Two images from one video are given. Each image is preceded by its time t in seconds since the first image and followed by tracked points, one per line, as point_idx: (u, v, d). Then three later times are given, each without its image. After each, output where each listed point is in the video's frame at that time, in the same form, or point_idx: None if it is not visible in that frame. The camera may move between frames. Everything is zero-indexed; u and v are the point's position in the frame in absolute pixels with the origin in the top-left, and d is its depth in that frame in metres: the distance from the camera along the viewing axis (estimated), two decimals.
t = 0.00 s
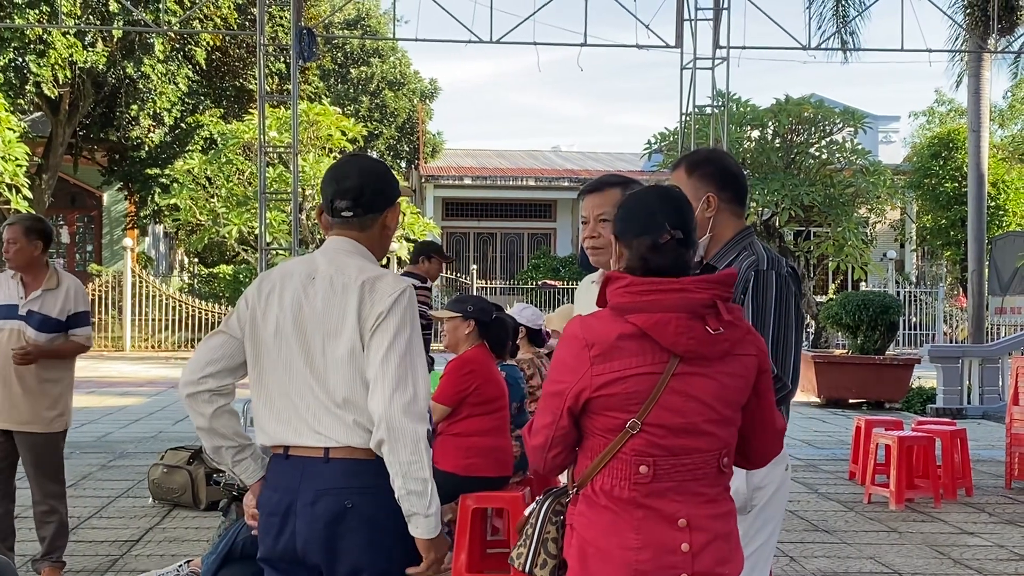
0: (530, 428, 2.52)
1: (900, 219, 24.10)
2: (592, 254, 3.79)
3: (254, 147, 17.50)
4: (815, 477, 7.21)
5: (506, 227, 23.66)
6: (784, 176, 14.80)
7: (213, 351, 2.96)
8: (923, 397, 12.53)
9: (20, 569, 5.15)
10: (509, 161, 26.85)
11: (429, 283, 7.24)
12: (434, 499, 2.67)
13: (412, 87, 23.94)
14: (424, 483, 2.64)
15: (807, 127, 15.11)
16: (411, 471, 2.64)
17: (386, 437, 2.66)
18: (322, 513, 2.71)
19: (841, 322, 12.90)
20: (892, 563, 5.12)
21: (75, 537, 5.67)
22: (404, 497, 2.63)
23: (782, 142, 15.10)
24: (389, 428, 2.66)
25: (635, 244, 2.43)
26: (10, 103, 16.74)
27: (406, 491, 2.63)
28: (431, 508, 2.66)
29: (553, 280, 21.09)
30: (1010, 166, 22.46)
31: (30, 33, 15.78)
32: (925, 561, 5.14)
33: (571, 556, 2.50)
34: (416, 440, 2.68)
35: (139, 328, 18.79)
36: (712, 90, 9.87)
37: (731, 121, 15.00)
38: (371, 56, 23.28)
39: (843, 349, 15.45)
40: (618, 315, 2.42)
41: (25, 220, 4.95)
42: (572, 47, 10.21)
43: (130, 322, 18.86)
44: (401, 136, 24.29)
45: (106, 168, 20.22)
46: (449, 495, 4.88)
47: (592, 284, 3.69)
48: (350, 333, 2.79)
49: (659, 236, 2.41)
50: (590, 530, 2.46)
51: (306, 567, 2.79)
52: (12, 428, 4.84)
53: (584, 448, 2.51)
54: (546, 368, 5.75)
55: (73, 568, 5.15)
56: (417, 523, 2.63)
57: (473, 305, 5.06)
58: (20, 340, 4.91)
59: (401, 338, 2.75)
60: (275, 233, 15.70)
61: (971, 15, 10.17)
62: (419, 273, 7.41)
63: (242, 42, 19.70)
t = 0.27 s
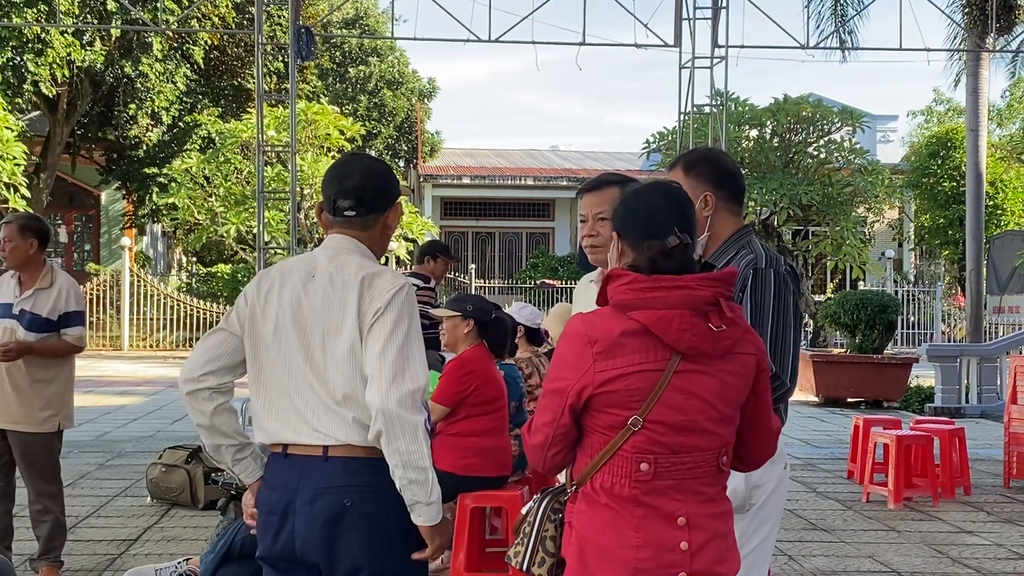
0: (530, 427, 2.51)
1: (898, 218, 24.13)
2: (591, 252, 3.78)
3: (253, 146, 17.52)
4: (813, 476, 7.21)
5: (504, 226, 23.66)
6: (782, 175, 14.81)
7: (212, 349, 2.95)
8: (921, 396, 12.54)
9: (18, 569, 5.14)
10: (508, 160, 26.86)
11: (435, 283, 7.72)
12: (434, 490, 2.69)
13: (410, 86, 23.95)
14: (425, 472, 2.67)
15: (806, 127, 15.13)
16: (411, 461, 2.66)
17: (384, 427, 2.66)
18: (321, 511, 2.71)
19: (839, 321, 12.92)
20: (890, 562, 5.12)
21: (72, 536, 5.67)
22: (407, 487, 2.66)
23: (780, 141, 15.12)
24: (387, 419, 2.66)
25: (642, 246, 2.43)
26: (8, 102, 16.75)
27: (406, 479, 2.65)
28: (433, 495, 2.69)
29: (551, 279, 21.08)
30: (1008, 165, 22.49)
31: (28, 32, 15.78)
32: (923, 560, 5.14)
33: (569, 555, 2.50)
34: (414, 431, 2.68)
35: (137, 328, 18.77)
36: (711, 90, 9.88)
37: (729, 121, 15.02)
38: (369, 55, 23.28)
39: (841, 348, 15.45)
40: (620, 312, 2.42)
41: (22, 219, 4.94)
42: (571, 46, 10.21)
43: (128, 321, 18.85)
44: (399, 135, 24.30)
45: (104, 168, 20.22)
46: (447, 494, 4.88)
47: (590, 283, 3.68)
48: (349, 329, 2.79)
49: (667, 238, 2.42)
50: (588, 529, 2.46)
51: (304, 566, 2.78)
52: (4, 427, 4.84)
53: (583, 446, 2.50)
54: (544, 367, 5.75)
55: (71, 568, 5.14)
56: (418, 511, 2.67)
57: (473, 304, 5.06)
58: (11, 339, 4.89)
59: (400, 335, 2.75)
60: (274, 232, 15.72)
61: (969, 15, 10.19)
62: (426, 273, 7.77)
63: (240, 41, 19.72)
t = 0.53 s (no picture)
0: (526, 427, 2.50)
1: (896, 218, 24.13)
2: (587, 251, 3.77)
3: (251, 145, 17.52)
4: (811, 476, 7.21)
5: (503, 225, 23.64)
6: (781, 175, 14.80)
7: (211, 351, 2.95)
8: (918, 396, 12.55)
9: (15, 568, 5.14)
10: (506, 160, 26.85)
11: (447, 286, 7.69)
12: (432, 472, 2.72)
13: (408, 85, 23.95)
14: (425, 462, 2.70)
15: (804, 126, 15.12)
16: (409, 453, 2.68)
17: (381, 422, 2.66)
18: (318, 511, 2.71)
19: (837, 321, 12.93)
20: (888, 562, 5.13)
21: (69, 535, 5.66)
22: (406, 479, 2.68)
23: (778, 141, 15.12)
24: (385, 417, 2.66)
25: (642, 247, 2.43)
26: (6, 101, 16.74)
27: (407, 471, 2.67)
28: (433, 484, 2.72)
29: (549, 279, 21.07)
30: (1007, 164, 22.49)
31: (26, 31, 15.75)
32: (921, 560, 5.14)
33: (561, 556, 2.49)
34: (411, 428, 2.68)
35: (135, 327, 18.76)
36: (709, 89, 9.87)
37: (727, 120, 15.02)
38: (368, 55, 23.27)
39: (839, 348, 15.45)
40: (619, 312, 2.42)
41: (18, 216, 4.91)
42: (569, 45, 10.20)
43: (126, 320, 18.84)
44: (397, 134, 24.29)
45: (103, 167, 20.19)
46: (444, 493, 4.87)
47: (587, 283, 3.66)
48: (347, 326, 2.79)
49: (667, 240, 2.42)
50: (582, 529, 2.45)
51: (300, 566, 2.78)
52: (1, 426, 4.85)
53: (578, 446, 2.50)
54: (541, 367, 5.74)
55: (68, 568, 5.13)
56: (419, 499, 2.70)
57: (471, 303, 5.04)
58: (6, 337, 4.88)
59: (398, 333, 2.75)
60: (272, 231, 15.73)
61: (967, 14, 10.12)
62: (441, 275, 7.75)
63: (238, 40, 19.73)
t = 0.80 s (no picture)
0: (516, 428, 2.50)
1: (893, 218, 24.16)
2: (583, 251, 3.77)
3: (248, 144, 17.51)
4: (808, 475, 7.22)
5: (501, 224, 23.64)
6: (778, 175, 14.80)
7: (209, 351, 2.95)
8: (916, 395, 12.55)
9: (12, 567, 5.13)
10: (504, 159, 26.86)
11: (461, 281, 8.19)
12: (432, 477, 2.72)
13: (406, 84, 23.95)
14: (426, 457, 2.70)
15: (802, 126, 15.11)
16: (410, 447, 2.68)
17: (380, 417, 2.66)
18: (314, 509, 2.71)
19: (834, 321, 12.94)
20: (885, 561, 5.13)
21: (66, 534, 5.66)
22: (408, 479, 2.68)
23: (776, 140, 15.12)
24: (383, 412, 2.66)
25: (629, 244, 2.43)
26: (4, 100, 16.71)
27: (408, 465, 2.68)
28: (435, 480, 2.73)
29: (547, 278, 21.07)
30: (1004, 164, 22.53)
31: (24, 30, 15.71)
32: (918, 559, 5.15)
33: (549, 556, 2.49)
34: (410, 423, 2.69)
35: (132, 326, 18.75)
36: (707, 88, 9.87)
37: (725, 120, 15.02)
38: (366, 53, 23.25)
39: (837, 347, 15.45)
40: (609, 309, 2.42)
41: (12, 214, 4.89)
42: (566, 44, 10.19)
43: (124, 319, 18.82)
44: (395, 133, 24.29)
45: (100, 166, 20.15)
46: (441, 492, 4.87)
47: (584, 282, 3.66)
48: (344, 323, 2.79)
49: (654, 235, 2.42)
50: (571, 529, 2.45)
51: (294, 564, 2.78)
52: None
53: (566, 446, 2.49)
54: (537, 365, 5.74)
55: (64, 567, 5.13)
56: (423, 492, 2.71)
57: (469, 302, 5.04)
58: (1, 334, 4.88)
59: (396, 329, 2.75)
60: (270, 230, 15.74)
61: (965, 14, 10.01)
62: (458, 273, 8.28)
63: (236, 39, 19.74)
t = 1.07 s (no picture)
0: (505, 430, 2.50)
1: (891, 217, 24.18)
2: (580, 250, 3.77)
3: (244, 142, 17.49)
4: (804, 474, 7.22)
5: (498, 223, 23.63)
6: (776, 174, 14.80)
7: (205, 350, 2.96)
8: (913, 394, 12.54)
9: (8, 565, 5.13)
10: (501, 158, 26.87)
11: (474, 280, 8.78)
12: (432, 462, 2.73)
13: (403, 83, 23.94)
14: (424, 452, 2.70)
15: (799, 125, 15.13)
16: (408, 442, 2.68)
17: (376, 413, 2.66)
18: (310, 508, 2.71)
19: (831, 319, 12.94)
20: (882, 559, 5.13)
21: (62, 533, 5.65)
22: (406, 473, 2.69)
23: (773, 139, 15.14)
24: (379, 407, 2.65)
25: (606, 243, 2.45)
26: None
27: (407, 459, 2.68)
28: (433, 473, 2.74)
29: (545, 277, 21.06)
30: (1001, 163, 22.54)
31: (20, 27, 15.68)
32: (915, 558, 5.15)
33: (541, 555, 2.48)
34: (407, 418, 2.68)
35: (129, 324, 18.74)
36: (703, 87, 9.88)
37: (722, 118, 15.03)
38: (363, 52, 23.24)
39: (834, 347, 15.44)
40: (593, 309, 2.42)
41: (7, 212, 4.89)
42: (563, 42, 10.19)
43: (120, 317, 18.79)
44: (392, 132, 24.28)
45: (97, 163, 20.13)
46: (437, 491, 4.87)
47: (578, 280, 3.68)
48: (338, 320, 2.78)
49: (630, 234, 2.44)
50: (562, 529, 2.44)
51: (291, 564, 2.77)
52: None
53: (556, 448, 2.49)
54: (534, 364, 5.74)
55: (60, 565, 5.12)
56: (421, 486, 2.71)
57: (467, 300, 5.04)
58: None
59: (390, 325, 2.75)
60: (266, 228, 15.73)
61: (962, 12, 10.04)
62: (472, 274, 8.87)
63: (233, 37, 19.75)
